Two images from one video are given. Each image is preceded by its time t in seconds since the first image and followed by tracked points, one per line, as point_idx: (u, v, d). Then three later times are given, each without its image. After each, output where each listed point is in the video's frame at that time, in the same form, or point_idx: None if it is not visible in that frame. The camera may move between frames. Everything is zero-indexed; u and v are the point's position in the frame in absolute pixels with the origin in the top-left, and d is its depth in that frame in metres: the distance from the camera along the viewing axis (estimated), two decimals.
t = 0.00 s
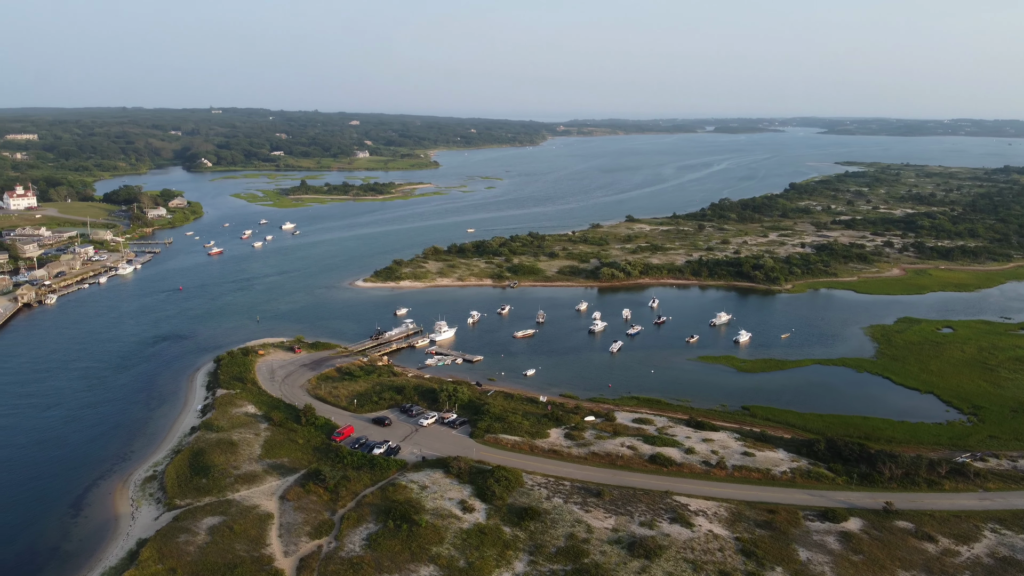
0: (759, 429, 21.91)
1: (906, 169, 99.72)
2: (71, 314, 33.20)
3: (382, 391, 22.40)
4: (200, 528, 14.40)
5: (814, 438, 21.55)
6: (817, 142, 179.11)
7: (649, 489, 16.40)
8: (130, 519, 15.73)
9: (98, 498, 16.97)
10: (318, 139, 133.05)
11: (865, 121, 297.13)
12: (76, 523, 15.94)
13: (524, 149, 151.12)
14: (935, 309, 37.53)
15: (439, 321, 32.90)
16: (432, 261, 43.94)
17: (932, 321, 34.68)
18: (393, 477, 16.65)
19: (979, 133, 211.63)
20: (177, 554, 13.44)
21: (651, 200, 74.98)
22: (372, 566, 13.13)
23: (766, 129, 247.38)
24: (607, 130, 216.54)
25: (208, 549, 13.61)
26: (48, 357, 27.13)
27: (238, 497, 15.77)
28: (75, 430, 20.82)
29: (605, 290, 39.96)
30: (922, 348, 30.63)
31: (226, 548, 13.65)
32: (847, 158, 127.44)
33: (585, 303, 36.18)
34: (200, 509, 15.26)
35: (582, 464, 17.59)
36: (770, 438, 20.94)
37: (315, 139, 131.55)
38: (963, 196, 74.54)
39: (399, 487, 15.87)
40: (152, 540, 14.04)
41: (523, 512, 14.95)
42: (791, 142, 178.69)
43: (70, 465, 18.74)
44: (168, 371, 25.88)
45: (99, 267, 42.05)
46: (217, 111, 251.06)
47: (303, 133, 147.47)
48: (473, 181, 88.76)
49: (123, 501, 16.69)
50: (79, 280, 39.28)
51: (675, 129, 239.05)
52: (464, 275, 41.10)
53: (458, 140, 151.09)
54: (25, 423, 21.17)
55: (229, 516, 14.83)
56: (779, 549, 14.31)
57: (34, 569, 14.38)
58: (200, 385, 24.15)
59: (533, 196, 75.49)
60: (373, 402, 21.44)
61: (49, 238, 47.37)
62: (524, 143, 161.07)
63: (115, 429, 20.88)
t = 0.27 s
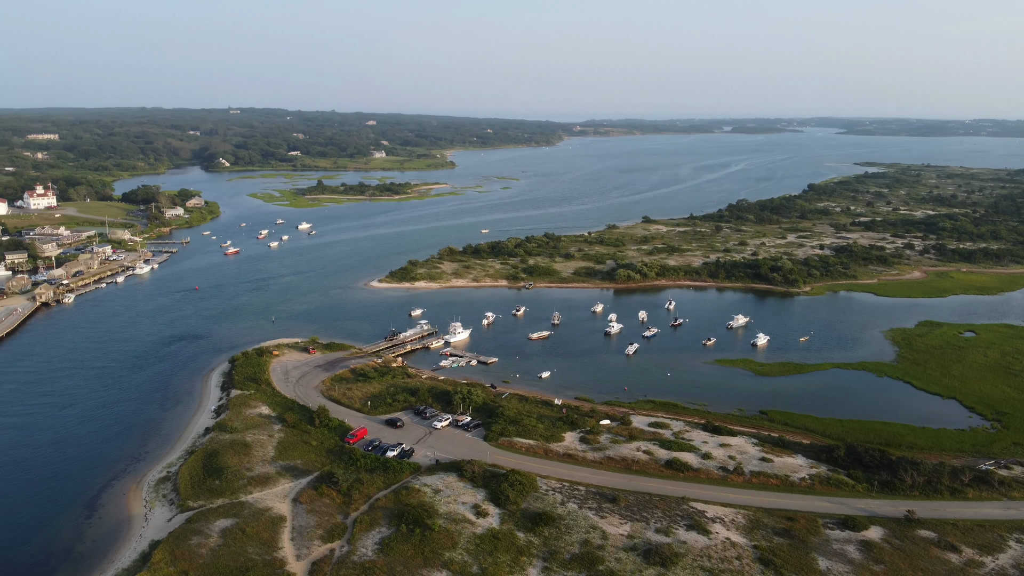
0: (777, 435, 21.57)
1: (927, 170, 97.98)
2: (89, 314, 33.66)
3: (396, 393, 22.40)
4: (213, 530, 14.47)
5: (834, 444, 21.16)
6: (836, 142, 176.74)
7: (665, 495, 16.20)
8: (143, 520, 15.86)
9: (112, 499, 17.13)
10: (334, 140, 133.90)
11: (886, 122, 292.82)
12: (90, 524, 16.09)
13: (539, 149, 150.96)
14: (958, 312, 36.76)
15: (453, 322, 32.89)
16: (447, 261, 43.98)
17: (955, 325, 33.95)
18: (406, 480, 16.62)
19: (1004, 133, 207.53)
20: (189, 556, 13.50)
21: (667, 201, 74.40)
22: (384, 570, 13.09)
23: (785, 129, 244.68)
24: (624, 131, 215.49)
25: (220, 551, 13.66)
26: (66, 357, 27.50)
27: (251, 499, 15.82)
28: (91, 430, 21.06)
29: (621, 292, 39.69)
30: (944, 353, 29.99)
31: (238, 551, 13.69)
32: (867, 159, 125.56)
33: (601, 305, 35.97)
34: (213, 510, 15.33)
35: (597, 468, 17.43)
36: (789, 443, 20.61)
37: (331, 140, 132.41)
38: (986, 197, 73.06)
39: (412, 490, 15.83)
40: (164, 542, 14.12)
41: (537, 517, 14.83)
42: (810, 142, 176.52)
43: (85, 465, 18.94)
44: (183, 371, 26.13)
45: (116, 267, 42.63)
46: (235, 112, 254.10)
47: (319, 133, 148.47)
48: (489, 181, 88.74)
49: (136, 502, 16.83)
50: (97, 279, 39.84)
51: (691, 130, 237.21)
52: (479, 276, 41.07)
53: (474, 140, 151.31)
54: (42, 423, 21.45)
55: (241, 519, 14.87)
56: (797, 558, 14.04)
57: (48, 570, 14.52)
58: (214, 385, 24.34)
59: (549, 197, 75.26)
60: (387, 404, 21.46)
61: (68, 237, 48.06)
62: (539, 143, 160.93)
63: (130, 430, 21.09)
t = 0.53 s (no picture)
0: (796, 440, 21.22)
1: (949, 170, 96.20)
2: (107, 313, 34.12)
3: (411, 395, 22.39)
4: (225, 532, 14.52)
5: (855, 450, 20.77)
6: (856, 142, 174.33)
7: (681, 501, 15.99)
8: (156, 521, 15.99)
9: (125, 500, 17.29)
10: (351, 140, 134.74)
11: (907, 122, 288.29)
12: (103, 525, 16.24)
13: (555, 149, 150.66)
14: (982, 316, 35.96)
15: (468, 323, 32.87)
16: (462, 262, 43.99)
17: (979, 329, 33.20)
18: (420, 483, 16.58)
19: None
20: (202, 559, 13.57)
21: (684, 202, 73.80)
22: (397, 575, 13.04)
23: (804, 129, 241.79)
24: (640, 131, 214.30)
25: (232, 554, 13.71)
26: (84, 356, 27.88)
27: (264, 502, 15.87)
28: (106, 430, 21.30)
29: (637, 294, 39.41)
30: (968, 357, 29.34)
31: (251, 554, 13.73)
32: (888, 159, 123.60)
33: (617, 307, 35.73)
34: (226, 512, 15.40)
35: (613, 473, 17.26)
36: (808, 449, 20.26)
37: (348, 140, 133.24)
38: (1010, 199, 71.53)
39: (426, 494, 15.78)
40: (176, 544, 14.21)
41: (551, 523, 14.70)
42: (830, 142, 174.27)
43: (100, 465, 19.15)
44: (198, 371, 26.36)
45: (134, 267, 43.17)
46: (254, 112, 256.99)
47: (336, 134, 149.43)
48: (505, 181, 88.72)
49: (149, 503, 16.98)
50: (115, 279, 40.42)
51: (709, 130, 235.27)
52: (494, 277, 41.01)
53: (490, 140, 151.46)
54: (59, 423, 21.74)
55: (254, 521, 14.92)
56: (817, 567, 13.77)
57: (62, 570, 14.67)
58: (229, 386, 24.52)
59: (564, 197, 75.02)
60: (401, 405, 21.44)
61: (86, 237, 48.81)
62: (555, 143, 160.63)
63: (144, 430, 21.30)
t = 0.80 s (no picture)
0: (816, 446, 20.83)
1: (970, 171, 94.40)
2: (125, 313, 34.57)
3: (425, 396, 22.38)
4: (238, 535, 14.58)
5: (876, 456, 20.37)
6: (878, 143, 171.79)
7: (698, 508, 15.76)
8: (170, 522, 16.12)
9: (140, 500, 17.46)
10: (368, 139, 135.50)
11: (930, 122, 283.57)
12: (117, 525, 16.40)
13: (571, 150, 150.24)
14: (1006, 319, 35.14)
15: (483, 325, 32.81)
16: (477, 263, 43.98)
17: (1003, 333, 32.45)
18: (433, 487, 16.53)
19: None
20: (214, 561, 13.64)
21: (701, 203, 73.15)
22: None
23: (823, 129, 238.74)
24: (657, 132, 213.02)
25: (245, 557, 13.76)
26: (102, 356, 28.26)
27: (277, 504, 15.92)
28: (121, 429, 21.55)
29: (653, 295, 39.10)
30: (992, 362, 28.67)
31: (263, 557, 13.77)
32: (910, 160, 121.57)
33: (633, 309, 35.46)
34: (239, 514, 15.47)
35: (629, 478, 17.08)
36: (828, 455, 19.90)
37: (364, 140, 134.01)
38: None
39: (439, 498, 15.72)
40: (189, 546, 14.30)
41: (566, 528, 14.57)
42: (849, 143, 171.90)
43: (115, 465, 19.37)
44: (213, 371, 26.59)
45: (151, 266, 43.71)
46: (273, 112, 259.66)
47: (353, 134, 150.32)
48: (521, 182, 88.66)
49: (163, 504, 17.12)
50: (132, 278, 40.93)
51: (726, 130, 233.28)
52: (510, 278, 40.94)
53: (506, 140, 151.54)
54: (77, 422, 22.03)
55: (266, 524, 14.97)
56: None
57: (76, 570, 14.84)
58: (244, 386, 24.70)
59: (580, 198, 74.76)
60: (416, 407, 21.43)
61: (105, 236, 49.53)
62: (572, 143, 160.28)
63: (159, 430, 21.52)
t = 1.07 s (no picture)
0: (835, 452, 20.47)
1: (993, 172, 92.59)
2: (143, 312, 35.00)
3: (439, 398, 22.36)
4: (250, 537, 14.64)
5: (897, 463, 19.95)
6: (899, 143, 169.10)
7: (715, 514, 15.54)
8: (182, 524, 16.24)
9: (153, 501, 17.62)
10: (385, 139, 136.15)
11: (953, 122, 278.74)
12: (130, 526, 16.55)
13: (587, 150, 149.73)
14: None
15: (498, 326, 32.73)
16: (493, 263, 43.94)
17: None
18: (446, 490, 16.48)
19: None
20: (226, 564, 13.70)
21: (718, 203, 72.46)
22: None
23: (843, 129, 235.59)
24: (674, 132, 211.65)
25: (258, 560, 13.81)
26: (119, 356, 28.64)
27: (290, 506, 15.96)
28: (136, 429, 21.79)
29: (670, 297, 38.77)
30: (1017, 367, 28.00)
31: (275, 560, 13.81)
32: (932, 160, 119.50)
33: (649, 311, 35.18)
34: (251, 517, 15.53)
35: (645, 483, 16.90)
36: (848, 461, 19.53)
37: (381, 140, 134.68)
38: None
39: (453, 501, 15.67)
40: (201, 549, 14.38)
41: (580, 534, 14.43)
42: (870, 143, 169.41)
43: (130, 465, 19.58)
44: (228, 371, 26.82)
45: (168, 266, 44.23)
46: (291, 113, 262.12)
47: (370, 134, 151.09)
48: (537, 182, 88.55)
49: (177, 505, 17.26)
50: (149, 278, 41.42)
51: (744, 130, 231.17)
52: (525, 279, 40.84)
53: (521, 140, 151.50)
54: (94, 422, 22.34)
55: (279, 526, 15.01)
56: None
57: (89, 571, 15.00)
58: (258, 387, 24.87)
59: (596, 198, 74.44)
60: (430, 409, 21.41)
61: (123, 236, 50.24)
62: (588, 143, 159.80)
63: (174, 430, 21.72)
